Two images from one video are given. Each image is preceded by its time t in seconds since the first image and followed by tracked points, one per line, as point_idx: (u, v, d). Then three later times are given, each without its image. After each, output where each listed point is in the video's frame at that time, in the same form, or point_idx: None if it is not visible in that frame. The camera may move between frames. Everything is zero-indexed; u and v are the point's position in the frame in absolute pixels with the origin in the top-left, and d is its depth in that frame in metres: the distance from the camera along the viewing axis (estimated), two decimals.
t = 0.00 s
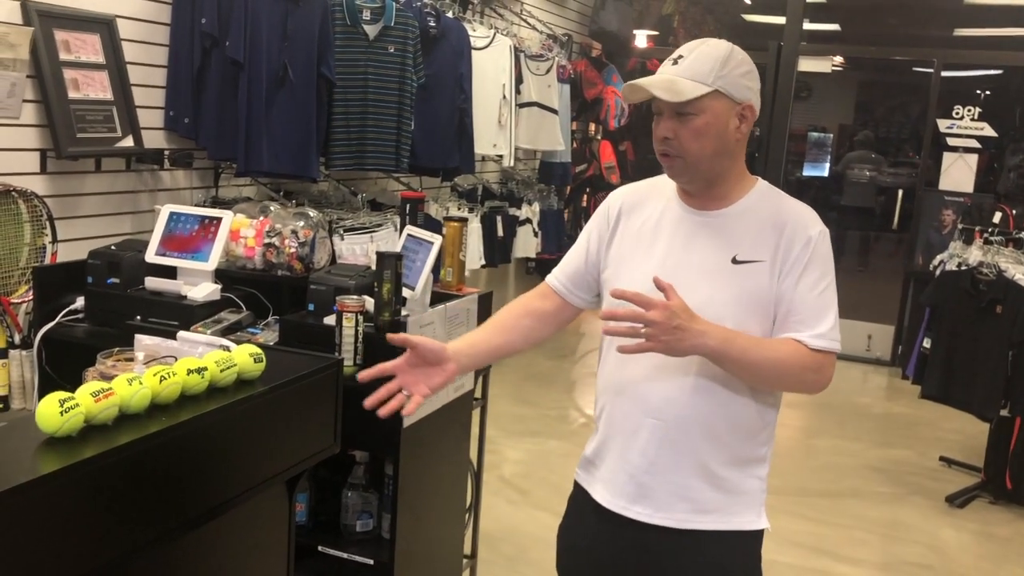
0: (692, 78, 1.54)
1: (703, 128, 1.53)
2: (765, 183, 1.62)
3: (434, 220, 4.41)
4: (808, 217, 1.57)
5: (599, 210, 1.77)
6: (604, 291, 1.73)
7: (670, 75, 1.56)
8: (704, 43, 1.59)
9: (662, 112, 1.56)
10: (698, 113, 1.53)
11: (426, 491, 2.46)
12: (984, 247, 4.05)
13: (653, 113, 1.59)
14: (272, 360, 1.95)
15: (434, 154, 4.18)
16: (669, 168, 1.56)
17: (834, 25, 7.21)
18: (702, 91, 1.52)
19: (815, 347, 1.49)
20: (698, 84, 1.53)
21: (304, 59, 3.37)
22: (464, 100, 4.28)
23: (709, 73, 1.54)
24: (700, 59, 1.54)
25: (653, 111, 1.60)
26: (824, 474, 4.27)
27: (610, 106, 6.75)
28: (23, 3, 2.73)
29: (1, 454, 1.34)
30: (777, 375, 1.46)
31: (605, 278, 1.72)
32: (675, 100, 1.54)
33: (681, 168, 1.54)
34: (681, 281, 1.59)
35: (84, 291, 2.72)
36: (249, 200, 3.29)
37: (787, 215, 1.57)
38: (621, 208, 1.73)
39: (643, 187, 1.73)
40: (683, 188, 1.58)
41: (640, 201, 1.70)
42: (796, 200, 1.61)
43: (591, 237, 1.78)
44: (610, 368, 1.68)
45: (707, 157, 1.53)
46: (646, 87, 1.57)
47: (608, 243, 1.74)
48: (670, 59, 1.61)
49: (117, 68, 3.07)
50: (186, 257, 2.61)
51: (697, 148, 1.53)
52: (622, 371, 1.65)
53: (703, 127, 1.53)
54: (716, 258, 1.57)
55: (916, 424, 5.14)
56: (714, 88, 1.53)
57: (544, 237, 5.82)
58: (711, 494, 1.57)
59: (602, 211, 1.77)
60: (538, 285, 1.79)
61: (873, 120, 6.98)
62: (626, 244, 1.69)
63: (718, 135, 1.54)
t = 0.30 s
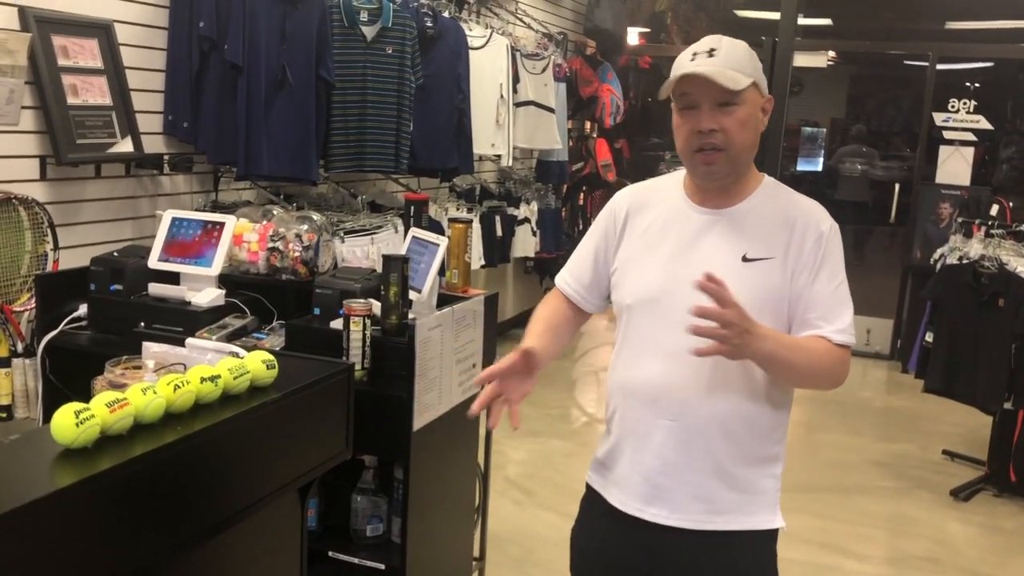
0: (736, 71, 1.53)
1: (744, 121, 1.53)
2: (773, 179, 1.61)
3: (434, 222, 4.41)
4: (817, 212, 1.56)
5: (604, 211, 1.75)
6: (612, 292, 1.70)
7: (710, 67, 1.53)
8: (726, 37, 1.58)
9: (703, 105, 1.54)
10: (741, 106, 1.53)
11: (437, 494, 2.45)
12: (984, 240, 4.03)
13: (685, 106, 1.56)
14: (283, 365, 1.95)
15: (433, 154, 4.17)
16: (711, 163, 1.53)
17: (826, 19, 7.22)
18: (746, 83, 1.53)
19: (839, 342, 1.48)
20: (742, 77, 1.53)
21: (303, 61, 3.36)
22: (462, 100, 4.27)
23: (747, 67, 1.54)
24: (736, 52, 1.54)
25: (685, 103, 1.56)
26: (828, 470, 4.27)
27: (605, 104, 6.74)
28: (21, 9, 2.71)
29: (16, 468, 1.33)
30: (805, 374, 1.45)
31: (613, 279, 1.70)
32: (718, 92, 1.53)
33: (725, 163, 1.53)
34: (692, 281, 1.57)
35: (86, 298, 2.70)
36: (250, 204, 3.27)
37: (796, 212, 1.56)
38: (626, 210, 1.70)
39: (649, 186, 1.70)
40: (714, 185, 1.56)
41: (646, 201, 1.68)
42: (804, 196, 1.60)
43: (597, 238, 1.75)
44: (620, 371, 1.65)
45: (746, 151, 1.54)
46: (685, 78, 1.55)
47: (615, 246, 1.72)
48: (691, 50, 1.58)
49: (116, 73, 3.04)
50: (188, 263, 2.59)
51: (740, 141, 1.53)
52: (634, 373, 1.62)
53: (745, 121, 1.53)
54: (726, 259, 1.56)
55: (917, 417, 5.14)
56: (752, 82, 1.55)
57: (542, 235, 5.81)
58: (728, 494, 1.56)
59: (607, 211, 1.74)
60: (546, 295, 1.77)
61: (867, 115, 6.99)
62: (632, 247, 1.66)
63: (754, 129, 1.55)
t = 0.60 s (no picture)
0: (757, 65, 1.55)
1: (764, 115, 1.54)
2: (782, 173, 1.61)
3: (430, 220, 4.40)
4: (830, 206, 1.55)
5: (612, 207, 1.72)
6: (622, 289, 1.68)
7: (731, 61, 1.54)
8: (741, 33, 1.60)
9: (724, 98, 1.54)
10: (761, 99, 1.55)
11: (446, 494, 2.45)
12: (980, 231, 4.07)
13: (703, 99, 1.56)
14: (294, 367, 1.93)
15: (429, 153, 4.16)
16: (732, 157, 1.53)
17: (813, 12, 7.24)
18: (767, 77, 1.55)
19: (863, 336, 1.51)
20: (763, 70, 1.54)
21: (299, 62, 3.34)
22: (458, 98, 4.26)
23: (765, 63, 1.56)
24: (755, 47, 1.56)
25: (704, 96, 1.56)
26: (828, 462, 4.28)
27: (596, 100, 6.74)
28: (16, 12, 2.69)
29: (35, 477, 1.32)
30: (824, 373, 1.46)
31: (623, 275, 1.67)
32: (741, 84, 1.55)
33: (746, 156, 1.53)
34: (706, 276, 1.55)
35: (87, 302, 2.68)
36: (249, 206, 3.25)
37: (810, 206, 1.55)
38: (635, 206, 1.68)
39: (658, 181, 1.68)
40: (729, 177, 1.56)
41: (656, 196, 1.66)
42: (816, 190, 1.59)
43: (606, 233, 1.73)
44: (632, 367, 1.63)
45: (766, 144, 1.55)
46: (707, 71, 1.56)
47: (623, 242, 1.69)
48: (708, 43, 1.59)
49: (112, 75, 3.02)
50: (190, 266, 2.57)
51: (761, 135, 1.54)
52: (647, 369, 1.60)
53: (764, 115, 1.55)
54: (740, 253, 1.54)
55: (914, 408, 5.17)
56: (770, 77, 1.57)
57: (536, 231, 5.81)
58: (746, 489, 1.55)
59: (616, 207, 1.72)
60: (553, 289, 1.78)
61: (856, 107, 7.01)
62: (642, 243, 1.64)
63: (772, 124, 1.56)
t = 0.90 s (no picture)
0: (778, 59, 1.56)
1: (783, 108, 1.55)
2: (793, 166, 1.61)
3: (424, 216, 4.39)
4: (839, 199, 1.57)
5: (618, 200, 1.67)
6: (631, 281, 1.66)
7: (754, 53, 1.55)
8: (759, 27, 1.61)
9: (746, 90, 1.54)
10: (781, 93, 1.55)
11: (449, 488, 2.45)
12: (972, 222, 4.13)
13: (724, 90, 1.55)
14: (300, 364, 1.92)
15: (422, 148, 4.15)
16: (751, 147, 1.52)
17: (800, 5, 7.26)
18: (788, 72, 1.56)
19: (867, 330, 1.52)
20: (784, 64, 1.55)
21: (294, 56, 3.32)
22: (450, 92, 4.24)
23: (784, 57, 1.57)
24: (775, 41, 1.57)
25: (725, 86, 1.56)
26: (822, 453, 4.30)
27: (586, 93, 6.73)
28: (8, 6, 2.66)
29: (48, 477, 1.31)
30: (832, 369, 1.48)
31: (632, 267, 1.65)
32: (763, 77, 1.55)
33: (764, 147, 1.53)
34: (720, 268, 1.55)
35: (84, 300, 2.65)
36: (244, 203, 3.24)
37: (820, 199, 1.57)
38: (646, 194, 1.63)
39: (666, 173, 1.65)
40: (747, 167, 1.55)
41: (666, 186, 1.63)
42: (824, 183, 1.61)
43: (611, 223, 1.67)
44: (644, 360, 1.62)
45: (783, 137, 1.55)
46: (730, 63, 1.55)
47: (632, 231, 1.65)
48: (729, 35, 1.58)
49: (105, 70, 2.99)
50: (187, 262, 2.55)
51: (780, 127, 1.54)
52: (660, 362, 1.59)
53: (783, 109, 1.55)
54: (753, 245, 1.55)
55: (906, 399, 5.20)
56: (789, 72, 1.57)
57: (528, 226, 5.81)
58: (758, 480, 1.56)
59: (626, 193, 1.66)
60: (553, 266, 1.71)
61: (842, 99, 7.04)
62: (653, 234, 1.62)
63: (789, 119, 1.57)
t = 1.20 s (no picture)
0: (767, 56, 1.54)
1: (772, 106, 1.54)
2: (794, 161, 1.61)
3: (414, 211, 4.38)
4: (840, 194, 1.58)
5: (620, 191, 1.68)
6: (633, 276, 1.66)
7: (742, 50, 1.54)
8: (757, 21, 1.59)
9: (733, 87, 1.54)
10: (770, 90, 1.54)
11: (445, 484, 2.45)
12: (960, 216, 4.18)
13: (713, 87, 1.56)
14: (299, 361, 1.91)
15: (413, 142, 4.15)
16: (736, 145, 1.53)
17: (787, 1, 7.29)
18: (779, 68, 1.53)
19: (866, 324, 1.53)
20: (774, 60, 1.53)
21: (284, 51, 3.31)
22: (440, 87, 4.23)
23: (777, 53, 1.55)
24: (767, 37, 1.55)
25: (715, 83, 1.56)
26: (812, 446, 4.33)
27: (574, 88, 6.73)
28: None
29: (52, 474, 1.31)
30: (833, 360, 1.48)
31: (634, 261, 1.65)
32: (752, 74, 1.53)
33: (750, 144, 1.53)
34: (723, 263, 1.55)
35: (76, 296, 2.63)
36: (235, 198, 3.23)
37: (821, 193, 1.57)
38: (648, 190, 1.64)
39: (668, 167, 1.66)
40: (740, 164, 1.56)
41: (668, 182, 1.64)
42: (824, 178, 1.61)
43: (613, 217, 1.68)
44: (646, 354, 1.63)
45: (774, 134, 1.55)
46: (718, 60, 1.55)
47: (634, 227, 1.66)
48: (723, 32, 1.58)
49: (95, 64, 2.97)
50: (181, 258, 2.53)
51: (767, 124, 1.53)
52: (663, 356, 1.60)
53: (772, 106, 1.54)
54: (755, 240, 1.55)
55: (894, 392, 5.23)
56: (781, 67, 1.55)
57: (517, 222, 5.81)
58: (760, 474, 1.57)
59: (626, 189, 1.68)
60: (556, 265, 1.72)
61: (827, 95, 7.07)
62: (655, 229, 1.62)
63: (781, 115, 1.56)
